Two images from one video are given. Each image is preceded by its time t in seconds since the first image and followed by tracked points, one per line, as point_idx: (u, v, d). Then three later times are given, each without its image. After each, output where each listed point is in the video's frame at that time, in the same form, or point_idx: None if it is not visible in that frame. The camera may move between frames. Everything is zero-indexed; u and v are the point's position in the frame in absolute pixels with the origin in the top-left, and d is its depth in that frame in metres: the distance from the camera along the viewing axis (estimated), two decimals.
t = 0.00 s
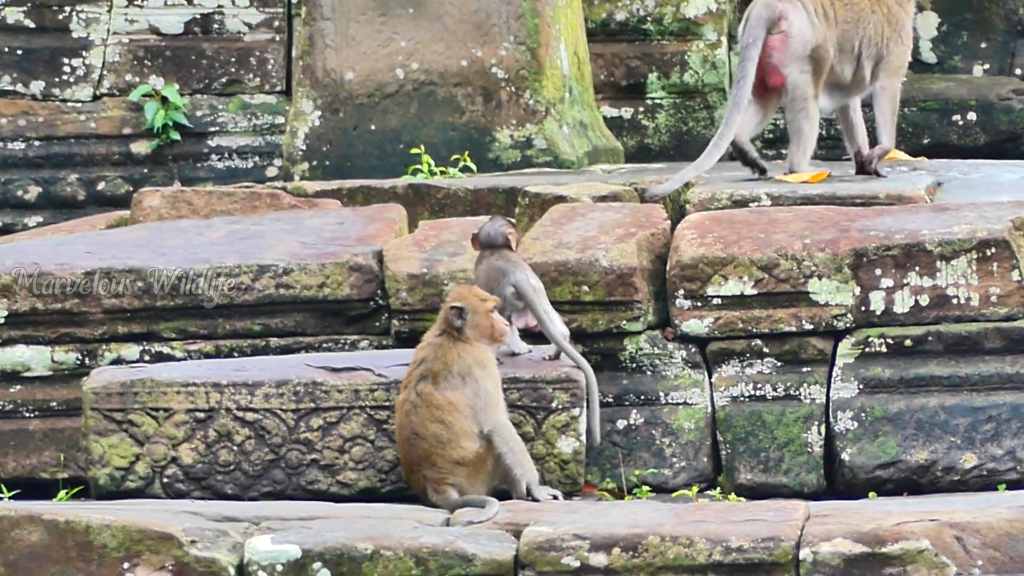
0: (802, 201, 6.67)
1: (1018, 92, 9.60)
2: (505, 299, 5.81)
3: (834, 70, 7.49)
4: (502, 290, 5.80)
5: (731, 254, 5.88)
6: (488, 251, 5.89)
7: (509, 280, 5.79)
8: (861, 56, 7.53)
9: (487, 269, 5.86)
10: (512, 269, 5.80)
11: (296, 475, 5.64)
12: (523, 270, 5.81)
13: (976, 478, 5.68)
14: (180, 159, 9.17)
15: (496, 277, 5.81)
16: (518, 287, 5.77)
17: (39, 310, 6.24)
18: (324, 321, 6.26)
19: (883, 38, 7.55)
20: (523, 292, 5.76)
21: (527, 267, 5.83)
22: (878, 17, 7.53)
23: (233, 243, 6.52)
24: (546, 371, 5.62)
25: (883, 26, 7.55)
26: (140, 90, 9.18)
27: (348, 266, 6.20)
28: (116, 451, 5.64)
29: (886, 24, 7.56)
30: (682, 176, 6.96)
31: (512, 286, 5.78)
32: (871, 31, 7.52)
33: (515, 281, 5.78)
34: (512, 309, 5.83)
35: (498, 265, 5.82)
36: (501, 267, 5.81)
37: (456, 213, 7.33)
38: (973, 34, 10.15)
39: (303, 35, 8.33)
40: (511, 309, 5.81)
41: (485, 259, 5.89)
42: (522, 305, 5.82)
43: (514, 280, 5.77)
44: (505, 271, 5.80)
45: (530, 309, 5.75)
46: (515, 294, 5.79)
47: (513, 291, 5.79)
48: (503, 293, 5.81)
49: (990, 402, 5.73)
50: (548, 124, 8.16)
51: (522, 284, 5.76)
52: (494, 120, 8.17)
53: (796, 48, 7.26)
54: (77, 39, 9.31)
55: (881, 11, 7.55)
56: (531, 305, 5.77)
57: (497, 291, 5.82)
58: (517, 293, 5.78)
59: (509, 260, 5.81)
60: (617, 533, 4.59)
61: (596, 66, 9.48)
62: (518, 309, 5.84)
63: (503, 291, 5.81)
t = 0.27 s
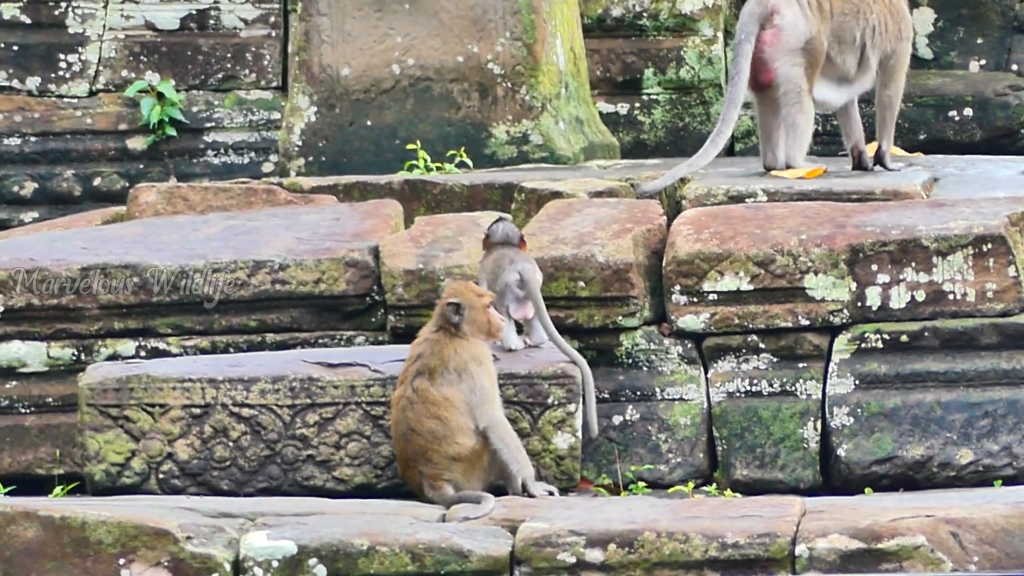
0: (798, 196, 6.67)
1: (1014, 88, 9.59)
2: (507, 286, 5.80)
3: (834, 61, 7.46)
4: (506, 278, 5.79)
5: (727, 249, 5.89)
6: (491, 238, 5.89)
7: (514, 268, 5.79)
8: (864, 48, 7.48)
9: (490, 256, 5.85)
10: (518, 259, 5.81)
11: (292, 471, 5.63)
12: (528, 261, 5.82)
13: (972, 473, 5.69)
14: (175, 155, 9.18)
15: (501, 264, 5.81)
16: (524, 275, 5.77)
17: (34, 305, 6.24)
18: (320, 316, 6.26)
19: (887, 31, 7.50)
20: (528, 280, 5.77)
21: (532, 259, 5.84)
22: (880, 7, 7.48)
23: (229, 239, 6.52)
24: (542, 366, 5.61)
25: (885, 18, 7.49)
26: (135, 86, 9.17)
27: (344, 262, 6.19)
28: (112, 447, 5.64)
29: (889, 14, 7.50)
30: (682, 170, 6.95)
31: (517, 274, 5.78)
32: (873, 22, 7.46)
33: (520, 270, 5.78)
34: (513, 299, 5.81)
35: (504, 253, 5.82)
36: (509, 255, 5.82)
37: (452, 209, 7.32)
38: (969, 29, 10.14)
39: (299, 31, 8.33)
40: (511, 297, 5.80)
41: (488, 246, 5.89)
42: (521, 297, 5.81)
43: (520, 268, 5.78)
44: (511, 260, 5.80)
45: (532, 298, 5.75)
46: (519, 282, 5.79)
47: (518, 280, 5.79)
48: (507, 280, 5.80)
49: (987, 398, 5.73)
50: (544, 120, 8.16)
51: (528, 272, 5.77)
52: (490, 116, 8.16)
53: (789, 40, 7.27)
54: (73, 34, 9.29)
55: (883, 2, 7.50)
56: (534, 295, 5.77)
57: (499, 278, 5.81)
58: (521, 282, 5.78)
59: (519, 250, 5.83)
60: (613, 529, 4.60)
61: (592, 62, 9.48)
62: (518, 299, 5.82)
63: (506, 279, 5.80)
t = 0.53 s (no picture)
0: (792, 194, 6.68)
1: (1008, 86, 9.60)
2: (507, 287, 5.80)
3: (824, 61, 7.48)
4: (508, 278, 5.79)
5: (720, 248, 5.90)
6: (492, 238, 5.88)
7: (517, 269, 5.79)
8: (853, 49, 7.51)
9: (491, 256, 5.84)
10: (520, 260, 5.81)
11: (286, 469, 5.62)
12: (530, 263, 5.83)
13: (966, 472, 5.68)
14: (169, 152, 9.17)
15: (503, 264, 5.80)
16: (526, 277, 5.77)
17: (28, 303, 6.24)
18: (314, 314, 6.25)
19: (876, 31, 7.53)
20: (529, 283, 5.77)
21: (533, 262, 5.85)
22: (870, 7, 7.50)
23: (223, 237, 6.52)
24: (536, 364, 5.61)
25: (876, 18, 7.51)
26: (129, 83, 9.16)
27: (338, 260, 6.19)
28: (106, 445, 5.63)
29: (880, 14, 7.53)
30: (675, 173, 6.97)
31: (519, 275, 5.78)
32: (863, 22, 7.49)
33: (523, 271, 5.79)
34: (512, 299, 5.80)
35: (506, 253, 5.82)
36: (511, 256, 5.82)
37: (446, 207, 7.32)
38: (963, 27, 10.15)
39: (293, 29, 8.31)
40: (512, 297, 5.79)
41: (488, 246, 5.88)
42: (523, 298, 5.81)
43: (523, 270, 5.78)
44: (513, 260, 5.81)
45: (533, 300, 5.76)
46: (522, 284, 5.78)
47: (519, 281, 5.78)
48: (508, 281, 5.79)
49: (981, 396, 5.73)
50: (538, 118, 8.15)
51: (530, 275, 5.77)
52: (484, 114, 8.16)
53: (781, 36, 7.27)
54: (67, 32, 9.29)
55: (873, 2, 7.52)
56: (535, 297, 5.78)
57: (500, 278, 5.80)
58: (523, 283, 5.78)
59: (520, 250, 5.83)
60: (607, 527, 4.60)
61: (586, 60, 9.48)
62: (518, 300, 5.81)
63: (507, 280, 5.80)
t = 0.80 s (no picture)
0: (791, 193, 6.68)
1: (1007, 85, 9.60)
2: (514, 292, 5.83)
3: (821, 61, 7.49)
4: (516, 284, 5.83)
5: (719, 247, 5.90)
6: (498, 243, 5.91)
7: (526, 276, 5.84)
8: (849, 49, 7.52)
9: (499, 260, 5.88)
10: (529, 267, 5.86)
11: (284, 469, 5.62)
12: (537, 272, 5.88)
13: (964, 472, 5.68)
14: (169, 152, 9.18)
15: (512, 270, 5.85)
16: (536, 283, 5.82)
17: (27, 302, 6.24)
18: (313, 314, 6.25)
19: (871, 31, 7.55)
20: (537, 289, 5.81)
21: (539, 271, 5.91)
22: (864, 8, 7.51)
23: (221, 236, 6.52)
24: (535, 364, 5.62)
25: (870, 19, 7.54)
26: (128, 83, 9.16)
27: (337, 259, 6.19)
28: (105, 445, 5.63)
29: (874, 14, 7.55)
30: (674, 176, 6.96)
31: (528, 282, 5.82)
32: (858, 23, 7.50)
33: (531, 279, 5.83)
34: (516, 304, 5.82)
35: (516, 260, 5.87)
36: (520, 262, 5.86)
37: (444, 207, 7.32)
38: (961, 26, 10.16)
39: (292, 28, 8.30)
40: (516, 302, 5.81)
41: (494, 250, 5.90)
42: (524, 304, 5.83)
43: (533, 277, 5.83)
44: (523, 267, 5.85)
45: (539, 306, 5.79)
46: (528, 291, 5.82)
47: (527, 288, 5.82)
48: (516, 286, 5.83)
49: (979, 395, 5.73)
50: (536, 117, 8.15)
51: (540, 282, 5.83)
52: (483, 113, 8.16)
53: (779, 36, 7.27)
54: (66, 31, 9.27)
55: (868, 3, 7.53)
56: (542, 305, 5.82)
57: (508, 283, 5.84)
58: (530, 291, 5.82)
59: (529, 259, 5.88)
60: (606, 527, 4.60)
61: (585, 59, 9.48)
62: (522, 306, 5.83)
63: (515, 286, 5.83)
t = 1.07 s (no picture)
0: (788, 194, 6.68)
1: (1004, 86, 9.60)
2: (512, 293, 5.83)
3: (816, 63, 7.49)
4: (514, 286, 5.82)
5: (717, 248, 5.90)
6: (496, 242, 5.88)
7: (524, 278, 5.83)
8: (845, 51, 7.52)
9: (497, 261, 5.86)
10: (526, 268, 5.85)
11: (282, 469, 5.62)
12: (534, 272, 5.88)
13: (961, 472, 5.68)
14: (166, 153, 9.18)
15: (510, 272, 5.84)
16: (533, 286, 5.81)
17: (25, 303, 6.24)
18: (310, 314, 6.25)
19: (867, 32, 7.55)
20: (535, 291, 5.81)
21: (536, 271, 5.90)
22: (860, 10, 7.51)
23: (219, 237, 6.52)
24: (533, 364, 5.62)
25: (866, 20, 7.54)
26: (125, 84, 9.16)
27: (334, 260, 6.19)
28: (102, 445, 5.63)
29: (869, 15, 7.55)
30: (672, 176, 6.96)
31: (526, 284, 5.82)
32: (854, 25, 7.50)
33: (529, 281, 5.83)
34: (514, 305, 5.82)
35: (513, 260, 5.85)
36: (518, 264, 5.85)
37: (442, 207, 7.32)
38: (958, 27, 10.16)
39: (289, 29, 8.31)
40: (514, 304, 5.81)
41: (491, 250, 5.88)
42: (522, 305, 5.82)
43: (530, 279, 5.82)
44: (520, 268, 5.84)
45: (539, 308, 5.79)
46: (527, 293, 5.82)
47: (525, 289, 5.82)
48: (513, 288, 5.82)
49: (977, 396, 5.74)
50: (534, 118, 8.15)
51: (538, 284, 5.82)
52: (480, 114, 8.16)
53: (776, 37, 7.27)
54: (63, 32, 9.26)
55: (864, 4, 7.52)
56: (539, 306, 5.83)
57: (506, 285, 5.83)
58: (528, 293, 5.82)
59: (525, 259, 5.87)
60: (603, 527, 4.60)
61: (582, 60, 9.48)
62: (519, 307, 5.82)
63: (513, 288, 5.82)
